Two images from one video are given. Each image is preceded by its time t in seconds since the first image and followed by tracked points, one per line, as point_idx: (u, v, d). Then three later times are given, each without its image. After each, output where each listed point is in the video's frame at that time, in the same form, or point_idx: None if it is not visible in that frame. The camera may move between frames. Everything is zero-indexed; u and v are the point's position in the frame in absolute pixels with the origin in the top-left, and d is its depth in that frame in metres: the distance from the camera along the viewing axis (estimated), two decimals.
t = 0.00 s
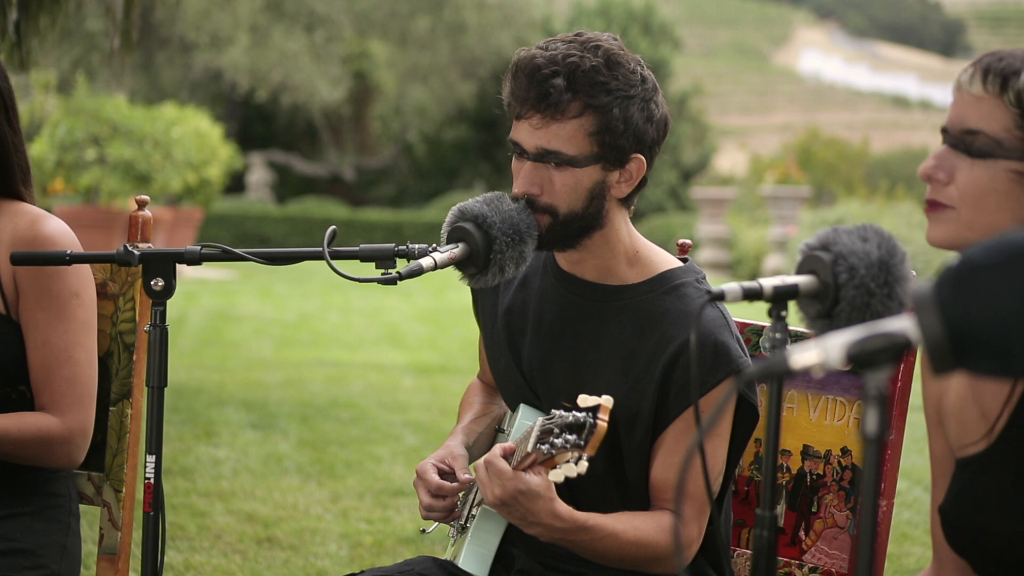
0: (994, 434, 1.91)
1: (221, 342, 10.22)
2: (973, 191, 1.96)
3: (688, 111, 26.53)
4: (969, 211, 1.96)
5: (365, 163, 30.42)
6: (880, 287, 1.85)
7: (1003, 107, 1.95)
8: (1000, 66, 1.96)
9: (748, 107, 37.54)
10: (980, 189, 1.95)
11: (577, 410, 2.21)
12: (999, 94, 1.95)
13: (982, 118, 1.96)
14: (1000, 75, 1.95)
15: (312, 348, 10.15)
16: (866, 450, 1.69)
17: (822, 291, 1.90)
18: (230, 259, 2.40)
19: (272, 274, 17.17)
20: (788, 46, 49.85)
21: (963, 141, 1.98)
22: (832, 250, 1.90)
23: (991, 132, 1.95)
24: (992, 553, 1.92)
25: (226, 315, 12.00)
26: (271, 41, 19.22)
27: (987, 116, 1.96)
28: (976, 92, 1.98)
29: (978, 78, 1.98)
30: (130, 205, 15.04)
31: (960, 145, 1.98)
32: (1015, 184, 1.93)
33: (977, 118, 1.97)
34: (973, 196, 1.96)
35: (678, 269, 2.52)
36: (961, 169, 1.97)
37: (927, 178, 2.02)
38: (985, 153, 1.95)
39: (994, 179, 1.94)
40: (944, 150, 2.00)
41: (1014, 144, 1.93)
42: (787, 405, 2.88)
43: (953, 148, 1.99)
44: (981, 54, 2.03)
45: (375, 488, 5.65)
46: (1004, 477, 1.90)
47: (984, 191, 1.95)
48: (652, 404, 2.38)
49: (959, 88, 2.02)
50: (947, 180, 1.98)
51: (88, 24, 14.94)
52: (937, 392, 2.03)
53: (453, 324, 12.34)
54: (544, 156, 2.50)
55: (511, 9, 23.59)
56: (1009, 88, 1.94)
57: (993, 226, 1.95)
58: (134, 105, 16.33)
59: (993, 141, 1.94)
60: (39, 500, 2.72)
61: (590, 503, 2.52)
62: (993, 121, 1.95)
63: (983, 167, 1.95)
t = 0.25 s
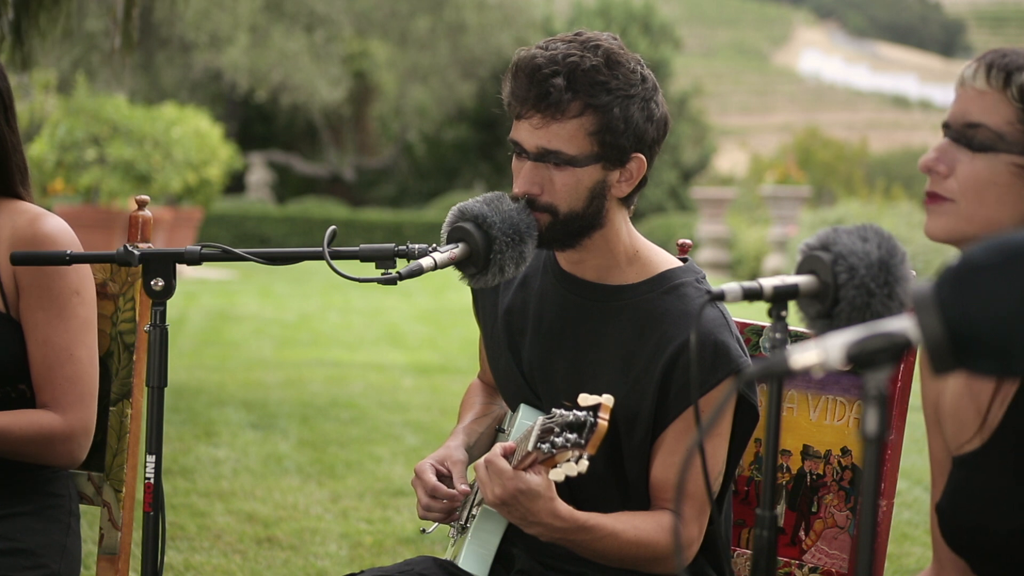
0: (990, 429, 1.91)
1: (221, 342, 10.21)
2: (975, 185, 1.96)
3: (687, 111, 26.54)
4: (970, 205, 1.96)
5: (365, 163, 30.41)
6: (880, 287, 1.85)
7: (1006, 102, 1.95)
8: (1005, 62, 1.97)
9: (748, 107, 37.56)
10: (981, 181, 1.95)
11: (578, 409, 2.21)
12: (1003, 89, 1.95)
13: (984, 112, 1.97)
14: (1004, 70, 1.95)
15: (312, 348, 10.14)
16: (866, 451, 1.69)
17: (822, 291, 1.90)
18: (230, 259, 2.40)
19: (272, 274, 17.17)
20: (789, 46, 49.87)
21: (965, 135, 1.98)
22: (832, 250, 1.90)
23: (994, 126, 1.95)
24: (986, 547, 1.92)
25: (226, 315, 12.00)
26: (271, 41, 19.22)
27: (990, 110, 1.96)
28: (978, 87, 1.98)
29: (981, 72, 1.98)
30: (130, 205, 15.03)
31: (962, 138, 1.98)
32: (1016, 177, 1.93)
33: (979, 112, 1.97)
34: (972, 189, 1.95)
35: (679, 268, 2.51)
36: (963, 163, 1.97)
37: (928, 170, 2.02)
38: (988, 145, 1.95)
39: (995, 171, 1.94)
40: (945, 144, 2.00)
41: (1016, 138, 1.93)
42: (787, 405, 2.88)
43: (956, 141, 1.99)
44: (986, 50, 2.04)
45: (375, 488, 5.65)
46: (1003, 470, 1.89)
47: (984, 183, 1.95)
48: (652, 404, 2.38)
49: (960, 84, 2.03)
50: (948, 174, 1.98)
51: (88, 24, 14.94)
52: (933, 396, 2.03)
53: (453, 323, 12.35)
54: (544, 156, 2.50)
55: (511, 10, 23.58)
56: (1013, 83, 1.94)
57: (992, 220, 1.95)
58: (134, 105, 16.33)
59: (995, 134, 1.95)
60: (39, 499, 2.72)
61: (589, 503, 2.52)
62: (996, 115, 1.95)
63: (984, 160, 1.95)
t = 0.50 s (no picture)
0: (993, 424, 1.91)
1: (221, 342, 10.21)
2: (976, 186, 1.95)
3: (687, 111, 26.54)
4: (972, 207, 1.96)
5: (365, 163, 30.39)
6: (880, 287, 1.85)
7: (1001, 102, 1.95)
8: (995, 62, 1.97)
9: (748, 107, 37.56)
10: (981, 182, 1.95)
11: (578, 407, 2.20)
12: (996, 89, 1.95)
13: (980, 114, 1.97)
14: (996, 70, 1.96)
15: (312, 348, 10.15)
16: (867, 451, 1.69)
17: (822, 291, 1.90)
18: (230, 259, 2.39)
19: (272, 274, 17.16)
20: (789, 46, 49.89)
21: (964, 138, 1.98)
22: (832, 250, 1.90)
23: (990, 127, 1.95)
24: (988, 541, 1.91)
25: (226, 315, 12.00)
26: (271, 41, 19.22)
27: (985, 112, 1.96)
28: (971, 89, 1.98)
29: (974, 74, 1.98)
30: (130, 205, 15.03)
31: (961, 142, 1.98)
32: (1016, 176, 1.93)
33: (976, 114, 1.97)
34: (973, 191, 1.96)
35: (678, 268, 2.51)
36: (963, 165, 1.97)
37: (929, 175, 2.01)
38: (986, 147, 1.95)
39: (995, 172, 1.94)
40: (945, 148, 2.00)
41: (1013, 138, 1.93)
42: (787, 405, 2.88)
43: (954, 146, 1.99)
44: (976, 51, 2.04)
45: (375, 488, 5.65)
46: (1005, 464, 1.89)
47: (985, 184, 1.95)
48: (652, 403, 2.38)
49: (955, 85, 2.03)
50: (949, 177, 1.98)
51: (88, 24, 14.94)
52: (939, 392, 2.03)
53: (453, 323, 12.35)
54: (543, 158, 2.50)
55: (511, 9, 23.59)
56: (1006, 82, 1.94)
57: (996, 220, 1.94)
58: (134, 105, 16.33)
59: (993, 136, 1.95)
60: (40, 498, 2.72)
61: (590, 503, 2.52)
62: (992, 116, 1.95)
63: (984, 162, 1.95)
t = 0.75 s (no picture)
0: (996, 419, 1.91)
1: (221, 342, 10.22)
2: (978, 192, 1.95)
3: (688, 111, 26.54)
4: (976, 212, 1.96)
5: (365, 163, 30.39)
6: (880, 287, 1.85)
7: (992, 105, 1.95)
8: (983, 64, 1.97)
9: (748, 107, 37.55)
10: (981, 187, 1.95)
11: (578, 407, 2.21)
12: (987, 92, 1.95)
13: (971, 117, 1.97)
14: (985, 73, 1.95)
15: (312, 348, 10.14)
16: (867, 450, 1.69)
17: (822, 291, 1.90)
18: (230, 259, 2.40)
19: (272, 274, 17.16)
20: (789, 46, 49.90)
21: (960, 145, 1.98)
22: (833, 250, 1.90)
23: (987, 131, 1.95)
24: (987, 537, 1.91)
25: (226, 315, 12.00)
26: (271, 40, 19.22)
27: (978, 117, 1.96)
28: (962, 94, 1.99)
29: (963, 79, 1.98)
30: (130, 205, 15.03)
31: (958, 149, 1.98)
32: (1015, 178, 1.93)
33: (967, 118, 1.97)
34: (976, 196, 1.96)
35: (680, 268, 2.52)
36: (962, 172, 1.97)
37: (929, 183, 2.02)
38: (984, 151, 1.95)
39: (993, 176, 1.94)
40: (942, 155, 2.01)
41: (1009, 140, 1.93)
42: (788, 405, 2.87)
43: (952, 152, 1.99)
44: (963, 55, 2.04)
45: (375, 488, 5.65)
46: (1006, 459, 1.89)
47: (985, 188, 1.95)
48: (653, 402, 2.38)
49: (947, 88, 2.03)
50: (950, 184, 1.98)
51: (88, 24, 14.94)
52: (941, 390, 2.04)
53: (453, 324, 12.35)
54: (557, 182, 2.46)
55: (511, 10, 23.59)
56: (996, 86, 1.95)
57: (1002, 222, 1.95)
58: (134, 105, 16.32)
59: (990, 140, 1.95)
60: (39, 498, 2.72)
61: (590, 502, 2.52)
62: (986, 120, 1.95)
63: (982, 167, 1.95)
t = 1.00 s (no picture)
0: (992, 415, 1.91)
1: (221, 342, 10.22)
2: (975, 189, 1.95)
3: (688, 111, 26.54)
4: (973, 209, 1.96)
5: (365, 163, 30.37)
6: (880, 287, 1.85)
7: (987, 101, 1.96)
8: (977, 62, 1.97)
9: (748, 107, 37.54)
10: (979, 183, 1.95)
11: (576, 406, 2.20)
12: (981, 89, 1.96)
13: (967, 115, 1.97)
14: (979, 71, 1.96)
15: (312, 348, 10.14)
16: (867, 451, 1.69)
17: (822, 290, 1.90)
18: (230, 258, 2.40)
19: (272, 274, 17.16)
20: (789, 46, 49.91)
21: (956, 142, 1.98)
22: (833, 250, 1.90)
23: (981, 128, 1.95)
24: (982, 534, 1.91)
25: (226, 315, 12.00)
26: (272, 41, 19.22)
27: (972, 114, 1.96)
28: (958, 90, 1.99)
29: (958, 76, 1.99)
30: (130, 205, 15.04)
31: (954, 146, 1.98)
32: (1012, 173, 1.93)
33: (964, 116, 1.98)
34: (974, 192, 1.95)
35: (682, 269, 2.52)
36: (959, 169, 1.97)
37: (928, 181, 2.02)
38: (981, 148, 1.95)
39: (991, 173, 1.94)
40: (939, 153, 2.01)
41: (1005, 136, 1.94)
42: (788, 405, 2.87)
43: (948, 150, 1.99)
44: (957, 53, 2.05)
45: (375, 488, 5.65)
46: (1003, 454, 1.89)
47: (983, 185, 1.95)
48: (655, 402, 2.38)
49: (941, 87, 2.04)
50: (948, 181, 1.98)
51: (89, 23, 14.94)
52: (939, 387, 2.04)
53: (453, 323, 12.35)
54: (560, 183, 2.46)
55: (511, 9, 23.60)
56: (991, 82, 1.95)
57: (1000, 219, 1.94)
58: (134, 104, 16.32)
59: (985, 137, 1.95)
60: (39, 499, 2.72)
61: (591, 503, 2.53)
62: (980, 116, 1.96)
63: (979, 163, 1.95)
